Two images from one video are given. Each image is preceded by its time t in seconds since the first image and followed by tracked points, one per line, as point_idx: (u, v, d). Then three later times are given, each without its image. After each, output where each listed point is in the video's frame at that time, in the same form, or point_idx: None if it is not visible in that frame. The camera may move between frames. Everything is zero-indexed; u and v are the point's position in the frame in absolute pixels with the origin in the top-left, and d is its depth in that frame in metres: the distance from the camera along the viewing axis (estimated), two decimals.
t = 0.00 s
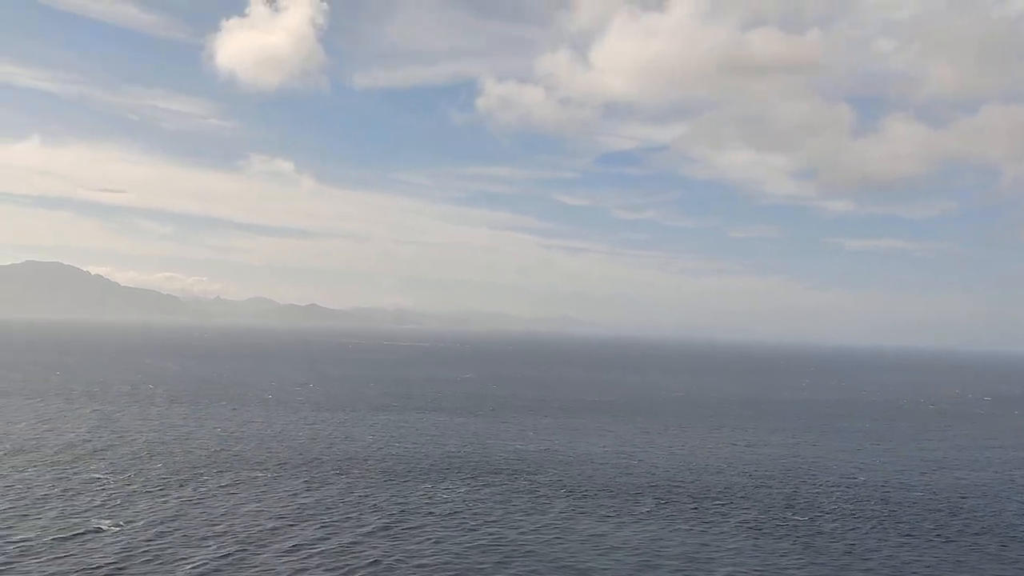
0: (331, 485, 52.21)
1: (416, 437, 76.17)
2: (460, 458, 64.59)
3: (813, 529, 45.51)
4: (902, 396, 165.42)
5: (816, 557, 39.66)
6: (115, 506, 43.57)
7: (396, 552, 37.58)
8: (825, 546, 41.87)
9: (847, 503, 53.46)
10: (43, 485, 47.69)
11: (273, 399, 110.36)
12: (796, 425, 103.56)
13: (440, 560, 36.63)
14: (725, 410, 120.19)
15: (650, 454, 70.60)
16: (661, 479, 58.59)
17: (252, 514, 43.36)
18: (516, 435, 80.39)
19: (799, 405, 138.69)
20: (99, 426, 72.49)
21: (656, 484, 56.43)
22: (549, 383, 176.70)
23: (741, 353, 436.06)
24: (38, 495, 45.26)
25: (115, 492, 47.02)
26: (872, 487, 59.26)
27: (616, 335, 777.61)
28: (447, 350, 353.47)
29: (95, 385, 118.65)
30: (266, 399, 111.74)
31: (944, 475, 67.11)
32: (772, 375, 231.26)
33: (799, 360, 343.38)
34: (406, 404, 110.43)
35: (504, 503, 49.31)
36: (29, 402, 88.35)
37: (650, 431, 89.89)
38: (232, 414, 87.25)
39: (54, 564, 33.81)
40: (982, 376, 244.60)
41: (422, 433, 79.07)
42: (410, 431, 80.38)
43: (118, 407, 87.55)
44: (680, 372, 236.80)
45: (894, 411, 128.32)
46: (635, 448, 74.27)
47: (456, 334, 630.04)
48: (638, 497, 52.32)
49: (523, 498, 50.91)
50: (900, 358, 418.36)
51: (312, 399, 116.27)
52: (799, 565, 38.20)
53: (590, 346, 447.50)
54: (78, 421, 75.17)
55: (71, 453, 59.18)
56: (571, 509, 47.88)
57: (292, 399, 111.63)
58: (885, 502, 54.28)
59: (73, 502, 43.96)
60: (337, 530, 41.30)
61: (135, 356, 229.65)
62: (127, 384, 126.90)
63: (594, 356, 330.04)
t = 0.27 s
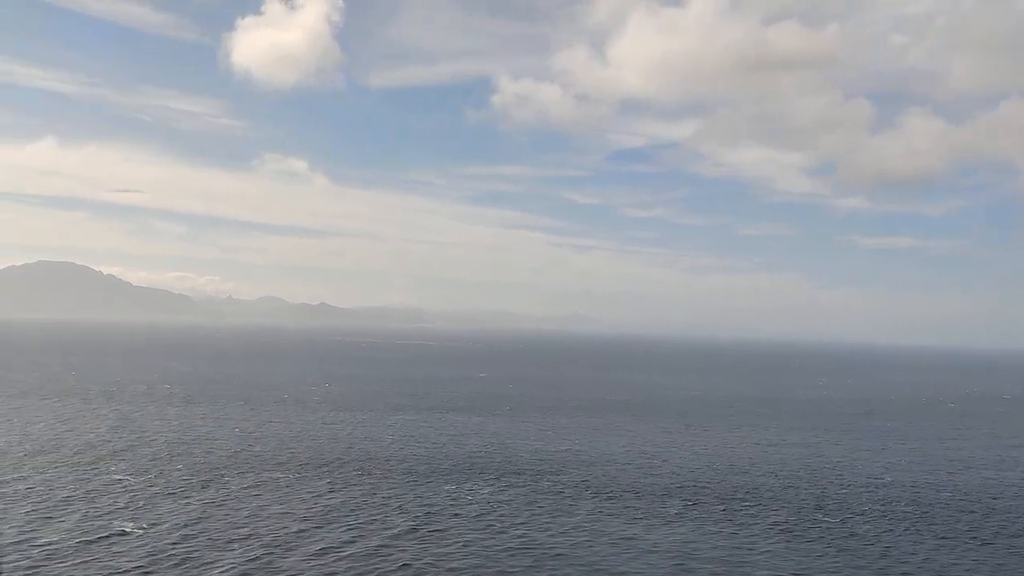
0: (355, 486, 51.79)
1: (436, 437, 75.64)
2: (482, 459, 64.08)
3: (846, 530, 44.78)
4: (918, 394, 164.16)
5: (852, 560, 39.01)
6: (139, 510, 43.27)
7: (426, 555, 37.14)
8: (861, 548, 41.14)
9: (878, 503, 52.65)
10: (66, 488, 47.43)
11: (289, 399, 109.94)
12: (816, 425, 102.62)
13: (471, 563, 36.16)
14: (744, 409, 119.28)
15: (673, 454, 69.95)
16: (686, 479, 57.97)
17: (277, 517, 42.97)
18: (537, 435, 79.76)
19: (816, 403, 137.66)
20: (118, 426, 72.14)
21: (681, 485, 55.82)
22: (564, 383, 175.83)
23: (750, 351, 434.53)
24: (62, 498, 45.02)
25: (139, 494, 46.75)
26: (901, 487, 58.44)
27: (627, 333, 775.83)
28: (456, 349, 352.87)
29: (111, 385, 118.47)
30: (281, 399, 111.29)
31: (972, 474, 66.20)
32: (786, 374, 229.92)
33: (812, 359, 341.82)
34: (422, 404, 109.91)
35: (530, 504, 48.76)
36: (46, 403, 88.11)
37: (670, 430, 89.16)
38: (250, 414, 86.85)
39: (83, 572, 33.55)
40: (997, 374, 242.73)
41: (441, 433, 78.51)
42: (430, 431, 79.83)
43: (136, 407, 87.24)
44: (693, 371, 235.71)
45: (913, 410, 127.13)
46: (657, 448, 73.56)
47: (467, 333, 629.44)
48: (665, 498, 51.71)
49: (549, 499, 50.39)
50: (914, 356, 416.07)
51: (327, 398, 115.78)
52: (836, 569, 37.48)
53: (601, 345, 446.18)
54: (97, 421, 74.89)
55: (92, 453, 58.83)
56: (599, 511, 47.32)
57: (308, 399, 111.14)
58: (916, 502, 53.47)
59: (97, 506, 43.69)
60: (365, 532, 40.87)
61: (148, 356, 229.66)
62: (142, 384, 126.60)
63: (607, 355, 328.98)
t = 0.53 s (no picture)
0: (377, 483, 51.35)
1: (454, 433, 75.16)
2: (503, 455, 63.57)
3: (877, 529, 44.10)
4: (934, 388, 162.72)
5: (887, 560, 38.33)
6: (161, 509, 42.94)
7: (454, 554, 36.64)
8: (894, 548, 40.46)
9: (906, 500, 51.96)
10: (87, 487, 47.14)
11: (304, 394, 109.49)
12: (835, 419, 101.60)
13: (500, 563, 35.65)
14: (761, 404, 118.40)
15: (695, 450, 69.30)
16: (709, 476, 57.37)
17: (301, 516, 42.53)
18: (555, 431, 79.12)
19: (832, 397, 136.47)
20: (136, 423, 71.73)
21: (706, 482, 55.20)
22: (577, 377, 175.11)
23: (760, 345, 432.64)
24: (83, 497, 44.73)
25: (160, 492, 46.41)
26: (929, 483, 57.67)
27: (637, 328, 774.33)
28: (465, 343, 352.02)
29: (126, 381, 118.25)
30: (296, 394, 110.67)
31: (999, 470, 65.33)
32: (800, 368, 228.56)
33: (824, 353, 340.24)
34: (438, 399, 109.35)
35: (555, 501, 48.21)
36: (63, 399, 87.84)
37: (689, 425, 88.48)
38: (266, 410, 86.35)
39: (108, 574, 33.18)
40: (1012, 368, 240.76)
41: (459, 429, 77.91)
42: (448, 426, 79.26)
43: (152, 403, 86.76)
44: (707, 365, 234.62)
45: (932, 404, 125.86)
46: (678, 443, 72.88)
47: (477, 328, 628.74)
48: (690, 495, 51.09)
49: (573, 496, 49.84)
50: (927, 350, 413.61)
51: (342, 393, 115.08)
52: (872, 569, 36.83)
53: (612, 340, 444.78)
54: (115, 418, 74.57)
55: (111, 450, 58.46)
56: (625, 508, 46.76)
57: (323, 395, 110.68)
58: (944, 499, 52.72)
59: (119, 506, 43.39)
60: (390, 531, 40.39)
61: (161, 351, 229.61)
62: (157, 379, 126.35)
63: (618, 350, 328.10)
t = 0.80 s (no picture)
0: (398, 480, 50.84)
1: (472, 428, 74.61)
2: (522, 451, 63.01)
3: (907, 526, 43.47)
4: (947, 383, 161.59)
5: (923, 560, 37.56)
6: (183, 507, 42.49)
7: (482, 553, 36.04)
8: (928, 546, 39.80)
9: (935, 496, 51.26)
10: (106, 485, 46.75)
11: (318, 389, 109.09)
12: (852, 414, 100.74)
13: (530, 562, 35.03)
14: (777, 399, 117.54)
15: (715, 445, 68.63)
16: (732, 473, 56.72)
17: (324, 514, 42.02)
18: (573, 427, 78.48)
19: (847, 392, 135.57)
20: (152, 418, 71.30)
21: (729, 479, 54.54)
22: (589, 372, 174.48)
23: (767, 340, 432.17)
24: (103, 496, 44.32)
25: (180, 490, 45.99)
26: (955, 480, 56.96)
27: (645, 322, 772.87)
28: (472, 338, 351.54)
29: (139, 376, 118.00)
30: (309, 390, 110.19)
31: None
32: (812, 363, 227.35)
33: (834, 347, 339.00)
34: (452, 394, 108.83)
35: (579, 498, 47.61)
36: (79, 394, 87.52)
37: (706, 420, 87.81)
38: (282, 405, 85.82)
39: None
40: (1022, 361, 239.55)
41: (476, 424, 77.35)
42: (465, 422, 78.77)
43: (167, 399, 86.25)
44: (718, 360, 233.60)
45: (947, 397, 124.88)
46: (698, 439, 72.22)
47: (484, 323, 629.58)
48: (715, 492, 50.43)
49: (597, 493, 49.23)
50: (937, 345, 411.62)
51: (355, 389, 114.47)
52: (909, 568, 36.18)
53: (621, 334, 443.96)
54: (131, 413, 74.16)
55: (129, 448, 58.06)
56: (651, 505, 46.11)
57: (337, 390, 110.28)
58: (973, 495, 52.01)
59: (139, 504, 42.97)
60: (415, 529, 39.82)
61: (171, 346, 229.58)
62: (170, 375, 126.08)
63: (627, 344, 327.28)
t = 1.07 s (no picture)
0: (417, 475, 50.47)
1: (487, 421, 74.27)
2: (539, 445, 62.63)
3: (936, 521, 42.98)
4: (959, 374, 160.82)
5: (956, 556, 36.96)
6: (202, 504, 42.14)
7: (509, 550, 35.58)
8: (959, 541, 39.28)
9: (960, 490, 50.72)
10: (124, 481, 46.43)
11: (330, 382, 108.78)
12: (868, 406, 100.10)
13: (558, 558, 34.53)
14: (790, 390, 116.97)
15: (733, 439, 68.18)
16: (753, 467, 56.25)
17: (345, 511, 41.64)
18: (588, 420, 78.10)
19: (859, 383, 134.94)
20: (166, 412, 70.93)
21: (751, 474, 54.07)
22: (599, 363, 174.00)
23: (775, 331, 431.15)
24: (121, 492, 44.01)
25: (198, 486, 45.67)
26: (979, 473, 56.42)
27: (652, 314, 772.03)
28: (480, 330, 350.85)
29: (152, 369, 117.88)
30: (320, 382, 109.78)
31: None
32: (821, 354, 226.54)
33: (841, 339, 338.56)
34: (465, 387, 108.46)
35: (601, 493, 47.18)
36: (92, 387, 87.26)
37: (721, 413, 87.34)
38: (295, 398, 85.46)
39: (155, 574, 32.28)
40: None
41: (491, 418, 76.95)
42: (480, 415, 78.43)
43: (179, 392, 85.87)
44: (727, 351, 233.06)
45: (961, 389, 124.25)
46: (715, 432, 71.76)
47: (490, 314, 629.00)
48: (737, 487, 49.96)
49: (618, 487, 48.78)
50: (946, 336, 410.57)
51: (365, 381, 113.96)
52: (942, 565, 35.67)
53: (627, 326, 443.05)
54: (146, 407, 73.83)
55: (145, 443, 57.74)
56: (674, 501, 45.63)
57: (349, 382, 110.01)
58: (999, 489, 51.46)
59: (158, 501, 42.64)
60: (438, 525, 39.39)
61: (179, 339, 229.94)
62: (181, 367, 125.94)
63: (635, 336, 327.03)
